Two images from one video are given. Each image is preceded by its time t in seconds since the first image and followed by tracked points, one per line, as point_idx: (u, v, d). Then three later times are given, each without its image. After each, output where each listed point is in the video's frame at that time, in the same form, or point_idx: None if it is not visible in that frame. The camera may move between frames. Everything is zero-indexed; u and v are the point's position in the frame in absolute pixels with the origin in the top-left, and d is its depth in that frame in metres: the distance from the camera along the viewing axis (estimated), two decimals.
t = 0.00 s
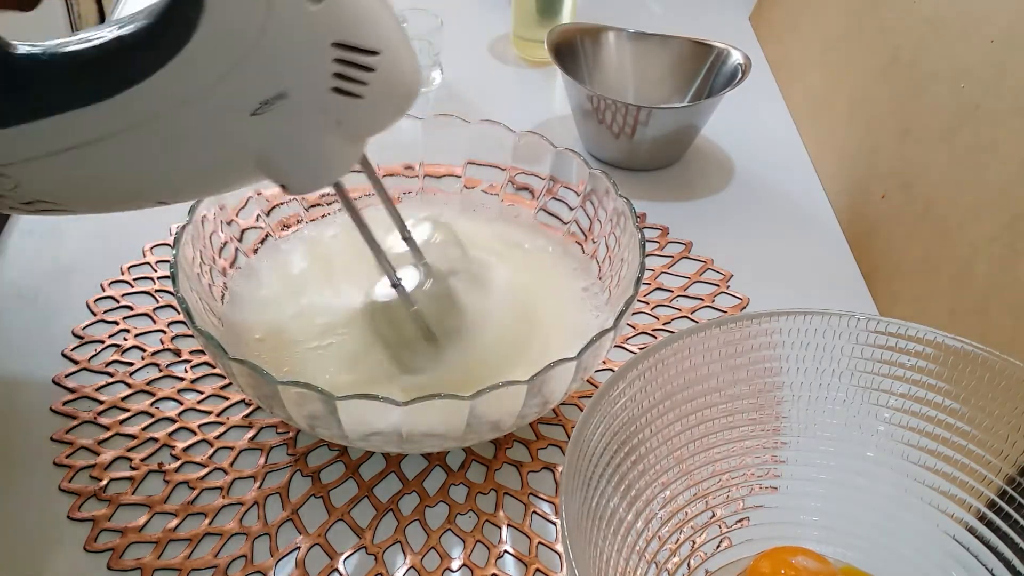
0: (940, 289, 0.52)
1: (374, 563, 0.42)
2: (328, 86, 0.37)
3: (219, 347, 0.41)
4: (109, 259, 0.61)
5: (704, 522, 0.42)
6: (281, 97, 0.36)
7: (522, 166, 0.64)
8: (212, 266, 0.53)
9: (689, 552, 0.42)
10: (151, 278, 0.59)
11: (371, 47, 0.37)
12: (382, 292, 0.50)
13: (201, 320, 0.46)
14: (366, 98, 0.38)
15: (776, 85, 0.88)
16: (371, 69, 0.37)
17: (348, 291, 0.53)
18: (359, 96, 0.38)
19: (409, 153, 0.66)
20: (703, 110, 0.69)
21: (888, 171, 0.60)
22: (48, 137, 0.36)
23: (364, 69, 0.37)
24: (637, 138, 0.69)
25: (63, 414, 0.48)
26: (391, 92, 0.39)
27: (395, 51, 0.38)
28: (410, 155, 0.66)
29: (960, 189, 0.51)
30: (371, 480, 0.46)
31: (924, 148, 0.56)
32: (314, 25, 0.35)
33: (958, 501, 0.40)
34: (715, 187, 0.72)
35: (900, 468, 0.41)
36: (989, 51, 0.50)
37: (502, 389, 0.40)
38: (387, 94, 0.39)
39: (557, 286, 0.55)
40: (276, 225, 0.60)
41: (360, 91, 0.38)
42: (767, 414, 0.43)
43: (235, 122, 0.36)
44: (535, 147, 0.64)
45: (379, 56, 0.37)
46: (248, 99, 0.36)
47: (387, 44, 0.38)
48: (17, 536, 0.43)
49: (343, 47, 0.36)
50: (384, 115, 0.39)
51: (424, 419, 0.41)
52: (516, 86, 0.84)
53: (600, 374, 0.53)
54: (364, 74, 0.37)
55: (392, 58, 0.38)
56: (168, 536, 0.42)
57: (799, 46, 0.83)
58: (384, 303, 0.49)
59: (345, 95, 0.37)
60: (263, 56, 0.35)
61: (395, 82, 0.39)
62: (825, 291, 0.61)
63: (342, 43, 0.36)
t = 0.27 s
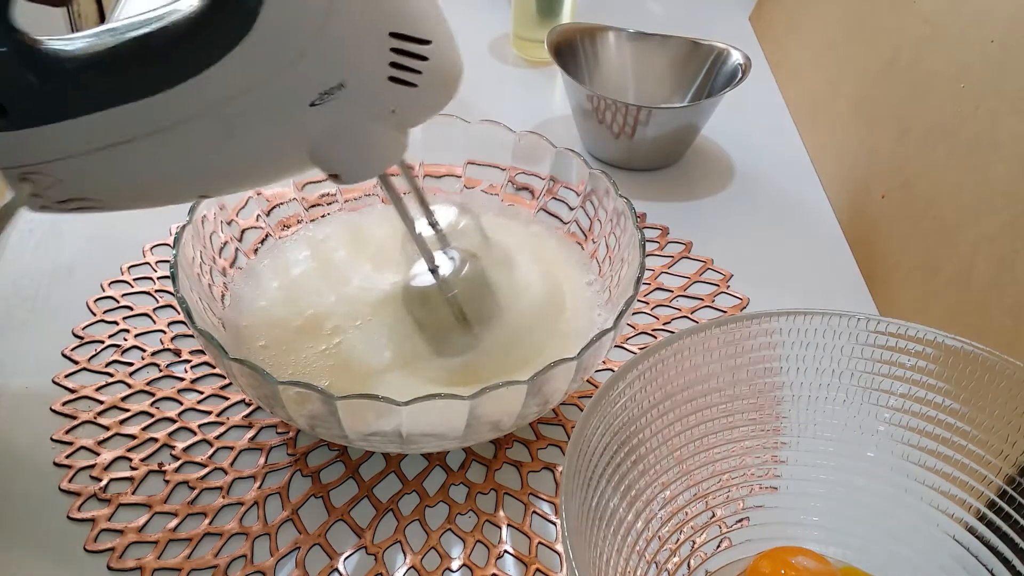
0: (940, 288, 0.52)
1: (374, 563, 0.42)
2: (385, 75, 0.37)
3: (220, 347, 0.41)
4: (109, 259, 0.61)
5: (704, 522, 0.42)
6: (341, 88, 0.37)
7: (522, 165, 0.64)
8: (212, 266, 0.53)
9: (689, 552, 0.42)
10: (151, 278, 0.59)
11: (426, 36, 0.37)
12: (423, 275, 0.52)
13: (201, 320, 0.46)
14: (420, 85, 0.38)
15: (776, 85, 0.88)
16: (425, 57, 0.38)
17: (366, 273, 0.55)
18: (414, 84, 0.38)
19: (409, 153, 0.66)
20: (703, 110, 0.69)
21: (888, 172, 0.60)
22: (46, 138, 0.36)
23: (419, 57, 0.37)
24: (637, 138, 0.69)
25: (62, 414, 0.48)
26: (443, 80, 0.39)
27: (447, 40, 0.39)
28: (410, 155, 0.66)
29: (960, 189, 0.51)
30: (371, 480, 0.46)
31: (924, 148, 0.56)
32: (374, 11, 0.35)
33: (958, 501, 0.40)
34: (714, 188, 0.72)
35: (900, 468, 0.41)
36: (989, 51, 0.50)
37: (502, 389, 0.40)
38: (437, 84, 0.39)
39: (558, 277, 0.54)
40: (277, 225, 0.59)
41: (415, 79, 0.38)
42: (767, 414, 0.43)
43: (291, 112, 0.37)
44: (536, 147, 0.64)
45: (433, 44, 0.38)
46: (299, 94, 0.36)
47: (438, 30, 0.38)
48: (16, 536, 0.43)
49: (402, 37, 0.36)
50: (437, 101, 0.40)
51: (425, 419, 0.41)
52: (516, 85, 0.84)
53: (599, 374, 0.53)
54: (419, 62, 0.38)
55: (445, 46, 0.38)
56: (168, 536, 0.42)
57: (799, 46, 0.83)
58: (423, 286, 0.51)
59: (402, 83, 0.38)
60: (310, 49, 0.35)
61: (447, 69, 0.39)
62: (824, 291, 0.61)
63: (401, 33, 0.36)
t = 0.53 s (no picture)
0: (940, 288, 0.52)
1: (374, 563, 0.42)
2: (301, 73, 0.36)
3: (219, 347, 0.41)
4: (109, 259, 0.61)
5: (704, 522, 0.42)
6: (256, 86, 0.35)
7: (522, 165, 0.64)
8: (212, 266, 0.53)
9: (689, 552, 0.42)
10: (151, 278, 0.59)
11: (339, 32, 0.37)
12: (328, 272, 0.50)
13: (201, 321, 0.46)
14: (336, 84, 0.38)
15: (776, 85, 0.88)
16: (339, 55, 0.37)
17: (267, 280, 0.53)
18: (330, 83, 0.37)
19: (409, 153, 0.66)
20: (703, 110, 0.69)
21: (889, 172, 0.60)
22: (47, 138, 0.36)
23: (333, 55, 0.37)
24: (637, 138, 0.69)
25: (63, 414, 0.48)
26: (356, 77, 0.39)
27: (359, 36, 0.38)
28: (410, 155, 0.66)
29: (960, 189, 0.51)
30: (371, 480, 0.46)
31: (924, 148, 0.56)
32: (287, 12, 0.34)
33: (958, 501, 0.40)
34: (715, 188, 0.72)
35: (900, 468, 0.41)
36: (989, 51, 0.50)
37: (502, 389, 0.40)
38: (350, 80, 0.39)
39: (555, 289, 0.55)
40: (276, 225, 0.60)
41: (330, 78, 0.37)
42: (768, 414, 0.43)
43: (198, 118, 0.36)
44: (535, 147, 0.64)
45: (346, 41, 0.37)
46: (215, 95, 0.35)
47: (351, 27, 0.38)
48: (17, 536, 0.43)
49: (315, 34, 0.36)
50: (349, 97, 0.39)
51: (424, 419, 0.41)
52: (516, 86, 0.84)
53: (600, 374, 0.53)
54: (332, 59, 0.37)
55: (356, 42, 0.38)
56: (168, 536, 0.42)
57: (799, 46, 0.83)
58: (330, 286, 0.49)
59: (318, 82, 0.37)
60: (216, 55, 0.34)
61: (359, 66, 0.39)
62: (824, 291, 0.61)
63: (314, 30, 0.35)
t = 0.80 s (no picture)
0: (940, 289, 0.52)
1: (374, 564, 0.42)
2: (379, 114, 0.36)
3: (219, 348, 0.41)
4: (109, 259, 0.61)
5: (704, 521, 0.42)
6: (332, 129, 0.35)
7: (522, 166, 0.64)
8: (212, 266, 0.53)
9: (689, 552, 0.42)
10: (151, 278, 0.59)
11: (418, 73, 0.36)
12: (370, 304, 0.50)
13: (201, 321, 0.46)
14: (414, 124, 0.38)
15: (776, 85, 0.88)
16: (417, 94, 0.37)
17: (305, 316, 0.52)
18: (408, 122, 0.37)
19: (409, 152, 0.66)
20: (703, 110, 0.69)
21: (889, 172, 0.60)
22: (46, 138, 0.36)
23: (411, 94, 0.37)
24: (637, 138, 0.69)
25: (63, 414, 0.48)
26: (432, 116, 0.38)
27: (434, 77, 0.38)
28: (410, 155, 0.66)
29: (961, 190, 0.51)
30: (371, 480, 0.46)
31: (925, 149, 0.56)
32: (367, 50, 0.34)
33: (958, 501, 0.40)
34: (715, 187, 0.72)
35: (900, 468, 0.41)
36: (990, 52, 0.50)
37: (502, 389, 0.40)
38: (426, 120, 0.38)
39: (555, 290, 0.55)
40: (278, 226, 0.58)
41: (406, 117, 0.37)
42: (768, 414, 0.43)
43: (263, 153, 0.35)
44: (535, 147, 0.64)
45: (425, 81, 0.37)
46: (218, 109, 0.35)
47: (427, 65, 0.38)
48: (17, 536, 0.43)
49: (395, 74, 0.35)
50: (424, 136, 0.39)
51: (424, 419, 0.41)
52: (516, 86, 0.84)
53: (599, 374, 0.53)
54: (411, 99, 0.37)
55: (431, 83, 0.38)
56: (168, 536, 0.42)
57: (799, 46, 0.83)
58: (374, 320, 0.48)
59: (394, 121, 0.37)
60: (299, 86, 0.33)
61: (434, 106, 0.38)
62: (824, 291, 0.61)
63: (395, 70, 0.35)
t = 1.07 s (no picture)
0: (940, 288, 0.52)
1: (374, 563, 0.42)
2: (439, 53, 0.37)
3: (219, 347, 0.41)
4: (109, 259, 0.61)
5: (705, 522, 0.42)
6: (402, 69, 0.37)
7: (522, 166, 0.64)
8: (212, 266, 0.53)
9: (689, 552, 0.42)
10: (151, 278, 0.59)
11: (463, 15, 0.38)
12: (428, 264, 0.50)
13: (201, 320, 0.46)
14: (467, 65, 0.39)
15: (776, 85, 0.88)
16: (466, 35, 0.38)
17: (307, 302, 0.51)
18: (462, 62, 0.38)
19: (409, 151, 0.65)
20: (704, 110, 0.69)
21: (889, 172, 0.60)
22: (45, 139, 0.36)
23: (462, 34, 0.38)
24: (637, 138, 0.69)
25: (63, 414, 0.48)
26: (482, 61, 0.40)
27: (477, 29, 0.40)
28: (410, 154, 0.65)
29: (961, 190, 0.51)
30: (371, 480, 0.46)
31: (925, 149, 0.56)
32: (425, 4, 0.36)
33: (958, 501, 0.40)
34: (715, 188, 0.72)
35: (900, 468, 0.41)
36: (989, 52, 0.50)
37: (502, 389, 0.40)
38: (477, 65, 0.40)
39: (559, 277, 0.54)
40: (277, 225, 0.60)
41: (461, 60, 0.39)
42: (768, 414, 0.43)
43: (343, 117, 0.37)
44: (535, 147, 0.64)
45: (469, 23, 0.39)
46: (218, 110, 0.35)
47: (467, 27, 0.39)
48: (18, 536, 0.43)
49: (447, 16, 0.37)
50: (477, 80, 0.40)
51: (425, 419, 0.41)
52: (516, 86, 0.84)
53: (599, 374, 0.53)
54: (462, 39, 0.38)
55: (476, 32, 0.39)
56: (168, 536, 0.42)
57: (799, 47, 0.83)
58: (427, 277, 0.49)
59: (452, 63, 0.38)
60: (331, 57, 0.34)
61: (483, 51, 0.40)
62: (824, 292, 0.61)
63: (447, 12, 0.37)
